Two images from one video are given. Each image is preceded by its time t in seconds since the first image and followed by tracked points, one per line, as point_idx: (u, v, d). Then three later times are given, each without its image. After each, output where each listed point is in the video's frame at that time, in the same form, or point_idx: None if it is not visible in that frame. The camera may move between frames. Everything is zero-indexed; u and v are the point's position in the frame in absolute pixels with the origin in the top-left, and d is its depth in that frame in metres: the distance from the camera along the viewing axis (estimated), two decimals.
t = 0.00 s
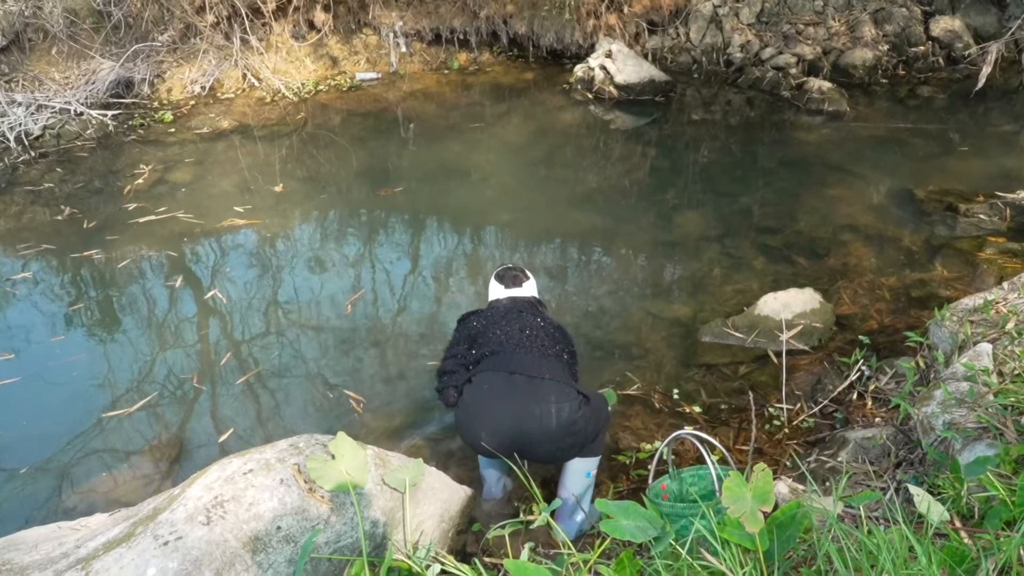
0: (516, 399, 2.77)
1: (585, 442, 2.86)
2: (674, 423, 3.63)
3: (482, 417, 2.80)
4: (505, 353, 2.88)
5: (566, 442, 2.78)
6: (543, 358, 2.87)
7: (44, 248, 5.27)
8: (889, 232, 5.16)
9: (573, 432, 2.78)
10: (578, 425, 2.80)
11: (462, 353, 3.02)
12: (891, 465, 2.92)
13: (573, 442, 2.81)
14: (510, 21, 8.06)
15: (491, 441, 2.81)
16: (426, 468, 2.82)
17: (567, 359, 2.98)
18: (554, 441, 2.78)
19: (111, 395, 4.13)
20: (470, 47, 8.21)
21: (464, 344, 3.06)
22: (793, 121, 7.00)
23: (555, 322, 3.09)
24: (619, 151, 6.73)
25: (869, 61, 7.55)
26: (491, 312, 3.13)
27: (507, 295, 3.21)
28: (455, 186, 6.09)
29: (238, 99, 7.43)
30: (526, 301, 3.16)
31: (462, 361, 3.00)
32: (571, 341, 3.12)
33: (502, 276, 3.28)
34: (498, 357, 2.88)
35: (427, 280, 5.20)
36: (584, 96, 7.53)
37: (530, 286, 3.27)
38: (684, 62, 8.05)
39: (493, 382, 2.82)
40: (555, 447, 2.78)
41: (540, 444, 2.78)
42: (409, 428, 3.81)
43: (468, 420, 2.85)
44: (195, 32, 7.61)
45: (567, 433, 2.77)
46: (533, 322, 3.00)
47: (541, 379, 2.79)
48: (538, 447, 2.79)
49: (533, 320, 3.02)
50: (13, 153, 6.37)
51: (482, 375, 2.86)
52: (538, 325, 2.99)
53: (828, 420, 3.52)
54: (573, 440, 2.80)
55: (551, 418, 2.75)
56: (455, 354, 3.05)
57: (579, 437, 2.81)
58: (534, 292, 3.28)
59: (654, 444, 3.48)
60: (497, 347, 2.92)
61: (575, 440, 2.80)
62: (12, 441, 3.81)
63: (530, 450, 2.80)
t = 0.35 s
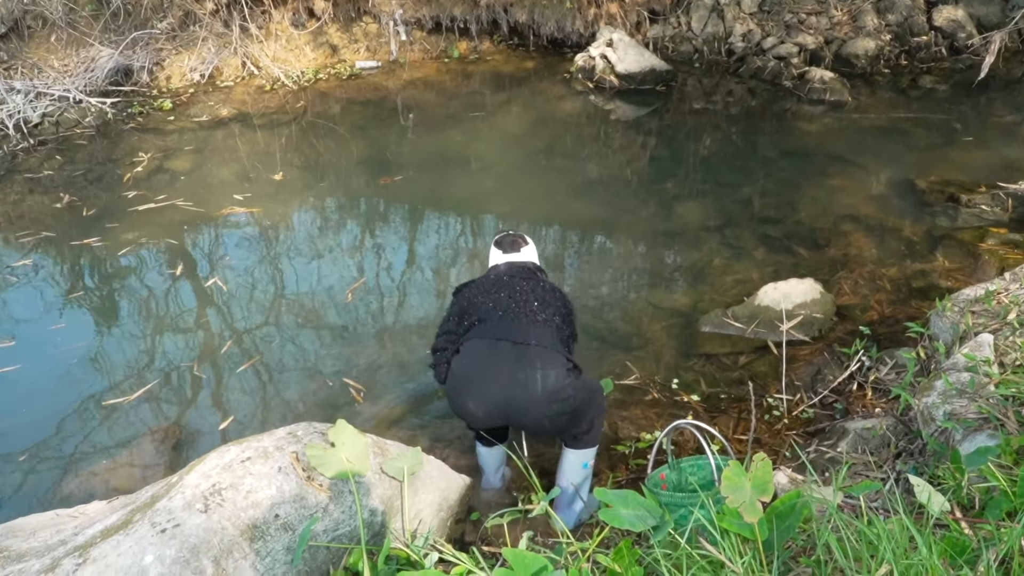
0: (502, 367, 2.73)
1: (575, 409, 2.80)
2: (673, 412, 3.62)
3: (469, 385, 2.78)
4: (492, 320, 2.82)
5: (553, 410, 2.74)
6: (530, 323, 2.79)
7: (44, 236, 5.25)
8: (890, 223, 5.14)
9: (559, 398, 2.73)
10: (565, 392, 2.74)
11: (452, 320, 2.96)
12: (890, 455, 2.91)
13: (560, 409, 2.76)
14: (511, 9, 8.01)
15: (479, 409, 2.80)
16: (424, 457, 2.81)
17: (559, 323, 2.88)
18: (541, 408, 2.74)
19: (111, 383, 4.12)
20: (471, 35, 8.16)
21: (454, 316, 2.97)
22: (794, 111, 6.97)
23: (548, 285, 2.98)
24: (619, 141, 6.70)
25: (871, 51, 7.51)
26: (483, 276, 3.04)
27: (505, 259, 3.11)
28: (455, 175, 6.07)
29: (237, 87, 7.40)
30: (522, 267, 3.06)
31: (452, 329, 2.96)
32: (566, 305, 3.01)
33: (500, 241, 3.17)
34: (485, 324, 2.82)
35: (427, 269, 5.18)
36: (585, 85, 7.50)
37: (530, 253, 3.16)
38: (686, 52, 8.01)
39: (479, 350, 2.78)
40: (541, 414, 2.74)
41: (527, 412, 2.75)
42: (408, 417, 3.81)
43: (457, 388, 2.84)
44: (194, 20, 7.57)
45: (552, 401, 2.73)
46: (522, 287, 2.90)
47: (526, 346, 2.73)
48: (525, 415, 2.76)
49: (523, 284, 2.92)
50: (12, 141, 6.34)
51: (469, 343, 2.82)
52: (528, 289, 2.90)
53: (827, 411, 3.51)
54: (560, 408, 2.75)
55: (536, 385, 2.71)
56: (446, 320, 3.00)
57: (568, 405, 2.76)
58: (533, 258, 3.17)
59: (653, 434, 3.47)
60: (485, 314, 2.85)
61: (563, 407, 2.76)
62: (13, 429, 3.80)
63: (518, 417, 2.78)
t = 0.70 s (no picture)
0: (493, 339, 2.69)
1: (563, 390, 2.75)
2: (675, 405, 3.61)
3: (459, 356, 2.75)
4: (490, 292, 2.78)
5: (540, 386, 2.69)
6: (527, 299, 2.75)
7: (46, 228, 5.24)
8: (892, 215, 5.11)
9: (548, 375, 2.69)
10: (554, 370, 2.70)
11: (452, 290, 2.93)
12: (893, 449, 2.90)
13: (548, 387, 2.71)
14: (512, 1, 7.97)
15: (466, 378, 2.75)
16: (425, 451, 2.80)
17: (559, 304, 2.83)
18: (529, 383, 2.69)
19: (113, 374, 4.12)
20: (472, 27, 8.12)
21: (454, 287, 2.94)
22: (797, 103, 6.93)
23: (552, 265, 2.93)
24: (621, 133, 6.66)
25: (874, 43, 7.47)
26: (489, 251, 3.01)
27: (511, 241, 3.03)
28: (456, 167, 6.04)
29: (238, 78, 7.37)
30: (529, 249, 2.98)
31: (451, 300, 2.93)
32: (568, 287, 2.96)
33: (509, 223, 3.09)
34: (483, 296, 2.79)
35: (428, 262, 5.16)
36: (586, 77, 7.46)
37: (539, 237, 3.09)
38: (688, 43, 7.96)
39: (473, 320, 2.75)
40: (529, 390, 2.70)
41: (514, 386, 2.70)
42: (409, 410, 3.80)
43: (447, 357, 2.80)
44: (195, 11, 7.54)
45: (541, 377, 2.68)
46: (524, 263, 2.86)
47: (521, 320, 2.69)
48: (513, 389, 2.71)
49: (527, 261, 2.88)
50: (13, 132, 6.32)
51: (464, 313, 2.79)
52: (530, 266, 2.85)
53: (830, 404, 3.49)
54: (549, 385, 2.71)
55: (525, 360, 2.67)
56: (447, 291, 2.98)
57: (556, 383, 2.71)
58: (541, 243, 3.09)
59: (655, 427, 3.46)
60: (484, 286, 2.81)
61: (551, 384, 2.71)
62: (14, 420, 3.80)
63: (505, 391, 2.73)
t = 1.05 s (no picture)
0: (490, 321, 2.69)
1: (561, 373, 2.73)
2: (677, 403, 3.60)
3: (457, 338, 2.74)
4: (489, 276, 2.78)
5: (537, 368, 2.67)
6: (525, 281, 2.74)
7: (49, 223, 5.24)
8: (896, 213, 5.09)
9: (545, 357, 2.68)
10: (551, 352, 2.69)
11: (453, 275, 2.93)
12: (896, 447, 2.89)
13: (545, 369, 2.69)
14: None
15: (463, 360, 2.74)
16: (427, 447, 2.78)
17: (559, 287, 2.81)
18: (526, 365, 2.67)
19: (115, 370, 4.11)
20: (475, 22, 8.09)
21: (455, 272, 2.94)
22: (800, 99, 6.91)
23: (554, 249, 2.91)
24: (624, 129, 6.64)
25: (878, 39, 7.42)
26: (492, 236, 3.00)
27: (517, 230, 2.98)
28: (458, 163, 6.03)
29: (240, 74, 7.35)
30: (533, 238, 2.91)
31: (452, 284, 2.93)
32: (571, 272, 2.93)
33: (515, 214, 3.04)
34: (482, 279, 2.79)
35: (431, 258, 5.15)
36: (589, 74, 7.44)
37: (546, 229, 3.02)
38: (691, 39, 7.94)
39: (471, 303, 2.75)
40: (525, 372, 2.68)
41: (511, 369, 2.69)
42: (410, 407, 3.79)
43: (446, 340, 2.80)
44: (197, 6, 7.53)
45: (538, 359, 2.67)
46: (525, 247, 2.84)
47: (518, 302, 2.69)
48: (510, 371, 2.69)
49: (528, 244, 2.87)
50: (15, 128, 6.31)
51: (463, 296, 2.79)
52: (531, 250, 2.83)
53: (832, 402, 3.48)
54: (545, 367, 2.69)
55: (522, 342, 2.66)
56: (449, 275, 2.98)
57: (552, 366, 2.70)
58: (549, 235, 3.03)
59: (657, 424, 3.45)
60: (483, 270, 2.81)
61: (548, 367, 2.69)
62: (16, 416, 3.80)
63: (501, 373, 2.72)
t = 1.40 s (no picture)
0: (487, 310, 2.69)
1: (559, 361, 2.72)
2: (680, 400, 3.59)
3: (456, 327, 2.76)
4: (487, 264, 2.77)
5: (534, 357, 2.67)
6: (523, 269, 2.72)
7: (52, 219, 5.24)
8: (899, 210, 5.07)
9: (543, 345, 2.67)
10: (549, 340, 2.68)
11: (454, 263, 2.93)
12: (899, 445, 2.87)
13: (543, 357, 2.68)
14: None
15: (462, 349, 2.76)
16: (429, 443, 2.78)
17: (558, 274, 2.78)
18: (523, 354, 2.67)
19: (118, 365, 4.11)
20: (478, 18, 8.07)
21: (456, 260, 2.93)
22: (804, 96, 6.88)
23: (554, 235, 2.86)
24: (627, 126, 6.62)
25: (883, 36, 7.39)
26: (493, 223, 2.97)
27: (518, 218, 2.92)
28: (461, 160, 6.02)
29: (243, 70, 7.35)
30: (535, 226, 2.86)
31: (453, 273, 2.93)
32: (572, 258, 2.88)
33: (517, 202, 2.98)
34: (480, 268, 2.78)
35: (433, 254, 5.14)
36: (592, 70, 7.43)
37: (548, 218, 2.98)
38: (695, 36, 7.91)
39: (469, 292, 2.75)
40: (523, 360, 2.68)
41: (508, 358, 2.69)
42: (413, 403, 3.79)
43: (445, 329, 2.81)
44: (199, 2, 7.52)
45: (535, 347, 2.66)
46: (524, 233, 2.81)
47: (515, 290, 2.67)
48: (508, 360, 2.69)
49: (528, 231, 2.83)
50: (17, 124, 6.32)
51: (461, 285, 2.79)
52: (530, 237, 2.80)
53: (835, 400, 3.47)
54: (543, 355, 2.68)
55: (519, 329, 2.65)
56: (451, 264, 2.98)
57: (550, 354, 2.69)
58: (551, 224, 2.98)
59: (659, 421, 3.44)
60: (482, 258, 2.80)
61: (546, 354, 2.69)
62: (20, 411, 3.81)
63: (499, 362, 2.72)
